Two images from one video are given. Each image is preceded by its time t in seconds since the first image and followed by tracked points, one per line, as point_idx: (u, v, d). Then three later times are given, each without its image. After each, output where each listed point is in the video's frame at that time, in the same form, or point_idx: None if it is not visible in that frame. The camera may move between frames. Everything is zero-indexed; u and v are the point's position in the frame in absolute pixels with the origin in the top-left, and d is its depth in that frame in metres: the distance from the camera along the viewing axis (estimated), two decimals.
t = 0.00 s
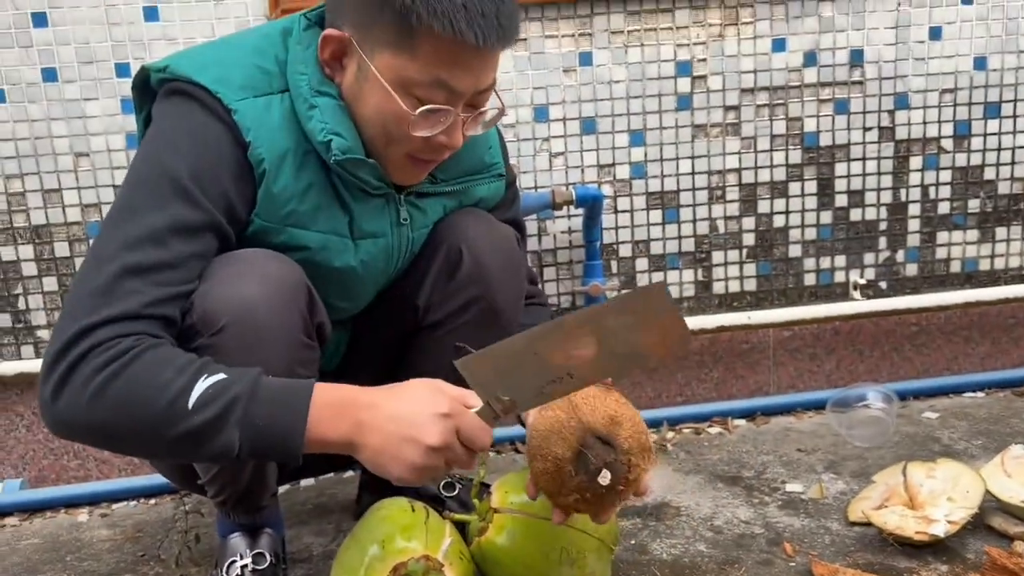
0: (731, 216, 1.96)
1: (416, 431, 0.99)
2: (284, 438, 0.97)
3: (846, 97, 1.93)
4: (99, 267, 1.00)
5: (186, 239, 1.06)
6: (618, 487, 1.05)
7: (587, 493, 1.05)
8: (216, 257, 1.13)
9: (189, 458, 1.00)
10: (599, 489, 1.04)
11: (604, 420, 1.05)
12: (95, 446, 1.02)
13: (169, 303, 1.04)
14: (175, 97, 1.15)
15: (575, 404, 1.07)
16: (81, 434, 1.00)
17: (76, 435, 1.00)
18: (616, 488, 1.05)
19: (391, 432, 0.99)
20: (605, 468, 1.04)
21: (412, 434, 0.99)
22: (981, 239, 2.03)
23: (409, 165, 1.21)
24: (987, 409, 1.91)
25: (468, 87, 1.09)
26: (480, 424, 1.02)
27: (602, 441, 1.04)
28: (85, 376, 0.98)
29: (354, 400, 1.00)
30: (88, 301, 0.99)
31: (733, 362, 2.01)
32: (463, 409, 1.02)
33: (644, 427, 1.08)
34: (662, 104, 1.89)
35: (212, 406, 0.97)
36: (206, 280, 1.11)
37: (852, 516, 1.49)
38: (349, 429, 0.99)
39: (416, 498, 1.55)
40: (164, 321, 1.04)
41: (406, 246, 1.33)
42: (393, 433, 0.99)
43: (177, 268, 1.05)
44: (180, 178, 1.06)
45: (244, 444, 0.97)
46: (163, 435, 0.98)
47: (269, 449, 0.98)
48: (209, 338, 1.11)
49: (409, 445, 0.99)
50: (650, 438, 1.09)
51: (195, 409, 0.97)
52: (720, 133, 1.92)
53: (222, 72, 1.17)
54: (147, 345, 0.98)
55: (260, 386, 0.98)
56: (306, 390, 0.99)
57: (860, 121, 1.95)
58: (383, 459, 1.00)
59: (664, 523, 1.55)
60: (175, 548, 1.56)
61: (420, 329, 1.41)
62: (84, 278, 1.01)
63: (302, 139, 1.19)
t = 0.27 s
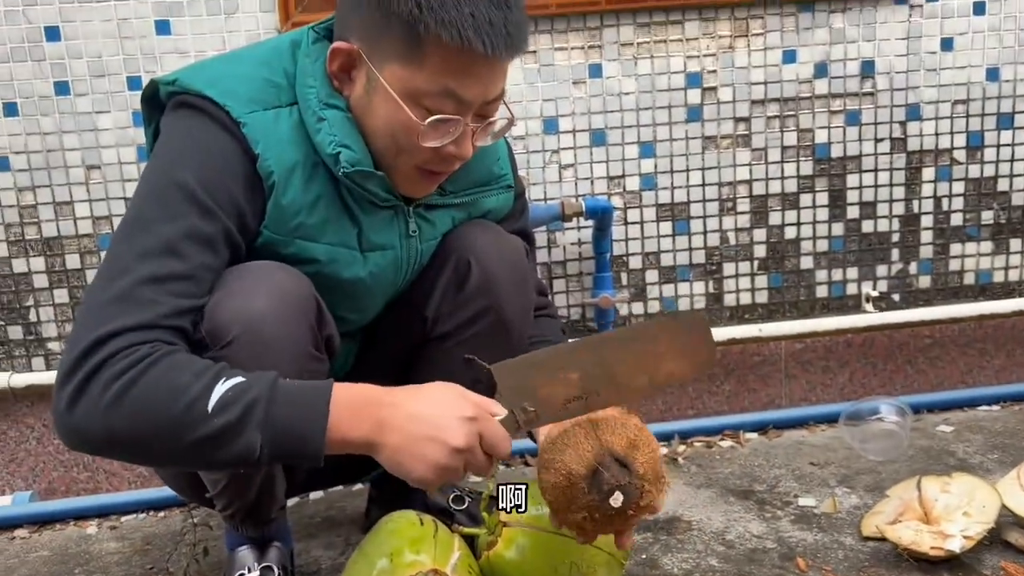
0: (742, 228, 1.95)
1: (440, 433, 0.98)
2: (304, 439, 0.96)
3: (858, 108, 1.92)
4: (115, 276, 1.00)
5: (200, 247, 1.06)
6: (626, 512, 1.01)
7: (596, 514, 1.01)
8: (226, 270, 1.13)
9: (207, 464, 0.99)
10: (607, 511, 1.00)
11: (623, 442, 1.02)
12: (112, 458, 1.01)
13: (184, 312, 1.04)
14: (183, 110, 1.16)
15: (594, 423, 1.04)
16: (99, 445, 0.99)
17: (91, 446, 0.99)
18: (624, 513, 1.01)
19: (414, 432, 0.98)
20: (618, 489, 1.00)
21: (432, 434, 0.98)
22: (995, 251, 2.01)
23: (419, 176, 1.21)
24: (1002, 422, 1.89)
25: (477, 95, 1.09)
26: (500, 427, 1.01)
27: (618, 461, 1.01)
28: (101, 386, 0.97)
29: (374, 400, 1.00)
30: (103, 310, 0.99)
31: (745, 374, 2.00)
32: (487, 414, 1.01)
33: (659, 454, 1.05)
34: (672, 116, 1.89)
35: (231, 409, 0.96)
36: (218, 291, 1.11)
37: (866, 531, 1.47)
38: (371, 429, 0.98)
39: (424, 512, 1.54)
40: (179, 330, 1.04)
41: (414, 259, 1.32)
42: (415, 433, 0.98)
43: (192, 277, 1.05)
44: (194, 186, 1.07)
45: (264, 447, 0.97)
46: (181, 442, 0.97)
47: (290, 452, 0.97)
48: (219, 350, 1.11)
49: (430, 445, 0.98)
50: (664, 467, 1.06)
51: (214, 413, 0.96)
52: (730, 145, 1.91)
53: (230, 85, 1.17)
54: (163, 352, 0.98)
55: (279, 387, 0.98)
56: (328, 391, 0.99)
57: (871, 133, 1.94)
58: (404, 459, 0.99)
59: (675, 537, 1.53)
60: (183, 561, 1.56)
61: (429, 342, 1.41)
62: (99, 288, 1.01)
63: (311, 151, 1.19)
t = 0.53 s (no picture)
0: (751, 240, 1.95)
1: (453, 453, 0.97)
2: (324, 459, 0.96)
3: (867, 120, 1.92)
4: (139, 283, 1.00)
5: (220, 258, 1.07)
6: (633, 531, 0.96)
7: (602, 525, 0.96)
8: (242, 283, 1.14)
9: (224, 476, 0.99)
10: (614, 526, 0.95)
11: (645, 463, 0.96)
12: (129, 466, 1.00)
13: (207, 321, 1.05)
14: (196, 120, 1.16)
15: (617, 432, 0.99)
16: (117, 453, 0.98)
17: (110, 454, 0.99)
18: (630, 530, 0.96)
19: (427, 452, 0.98)
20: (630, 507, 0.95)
21: (446, 455, 0.97)
22: (1006, 263, 2.01)
23: (424, 183, 1.21)
24: (1014, 436, 1.87)
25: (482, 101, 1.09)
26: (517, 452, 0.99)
27: (636, 481, 0.95)
28: (124, 393, 0.97)
29: (389, 420, 0.99)
30: (127, 317, 0.99)
31: (755, 387, 1.99)
32: (503, 437, 0.99)
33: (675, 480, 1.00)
34: (681, 128, 1.89)
35: (252, 424, 0.96)
36: (236, 306, 1.11)
37: (878, 546, 1.46)
38: (384, 449, 0.97)
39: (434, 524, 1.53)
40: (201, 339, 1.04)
41: (423, 268, 1.33)
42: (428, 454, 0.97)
43: (212, 291, 1.05)
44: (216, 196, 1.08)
45: (285, 460, 0.96)
46: (203, 452, 0.97)
47: (307, 466, 0.96)
48: (236, 363, 1.12)
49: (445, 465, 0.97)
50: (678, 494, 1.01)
51: (237, 425, 0.96)
52: (739, 157, 1.91)
53: (239, 95, 1.18)
54: (187, 362, 0.98)
55: (301, 405, 0.98)
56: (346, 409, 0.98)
57: (880, 145, 1.93)
58: (417, 481, 0.98)
59: (686, 551, 1.52)
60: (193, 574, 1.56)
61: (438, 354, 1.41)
62: (122, 295, 1.01)
63: (319, 161, 1.20)
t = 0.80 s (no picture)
0: (757, 258, 1.97)
1: (444, 478, 1.02)
2: (325, 483, 0.99)
3: (871, 140, 1.94)
4: (143, 316, 1.03)
5: (227, 287, 1.09)
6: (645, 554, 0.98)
7: (614, 550, 0.97)
8: (256, 302, 1.17)
9: (231, 502, 1.02)
10: (626, 549, 0.97)
11: (653, 485, 0.98)
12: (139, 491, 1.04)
13: (210, 350, 1.07)
14: (212, 147, 1.20)
15: (628, 456, 1.01)
16: (127, 480, 1.02)
17: (120, 481, 1.03)
18: (642, 554, 0.97)
19: (422, 478, 1.02)
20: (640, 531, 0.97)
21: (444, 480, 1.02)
22: (1012, 281, 2.02)
23: (434, 205, 1.24)
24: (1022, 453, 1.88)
25: (490, 126, 1.12)
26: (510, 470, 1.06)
27: (646, 504, 0.97)
28: (129, 424, 1.00)
29: (389, 445, 1.03)
30: (132, 349, 1.02)
31: (762, 404, 2.00)
32: (494, 457, 1.06)
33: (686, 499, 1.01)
34: (687, 148, 1.91)
35: (253, 454, 0.99)
36: (247, 324, 1.14)
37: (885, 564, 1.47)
38: (385, 474, 1.01)
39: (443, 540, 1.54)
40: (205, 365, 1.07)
41: (435, 289, 1.35)
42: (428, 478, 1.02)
43: (218, 316, 1.08)
44: (221, 226, 1.10)
45: (284, 490, 0.99)
46: (204, 481, 1.00)
47: (310, 489, 0.99)
48: (249, 381, 1.14)
49: (439, 491, 1.02)
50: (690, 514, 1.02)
51: (236, 456, 0.99)
52: (745, 176, 1.93)
53: (256, 121, 1.21)
54: (189, 395, 1.01)
55: (299, 434, 1.01)
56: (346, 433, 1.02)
57: (885, 164, 1.95)
58: (416, 505, 1.02)
59: (694, 568, 1.53)
60: None
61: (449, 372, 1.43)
62: (128, 326, 1.04)
63: (332, 186, 1.22)
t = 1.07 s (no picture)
0: (763, 270, 1.98)
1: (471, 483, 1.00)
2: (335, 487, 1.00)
3: (876, 153, 1.96)
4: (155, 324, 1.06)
5: (237, 296, 1.11)
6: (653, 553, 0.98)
7: (627, 544, 0.97)
8: (267, 312, 1.19)
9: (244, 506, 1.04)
10: (637, 544, 0.97)
11: (675, 488, 0.99)
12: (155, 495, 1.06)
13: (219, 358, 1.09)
14: (224, 162, 1.22)
15: (649, 453, 1.01)
16: (143, 484, 1.04)
17: (133, 486, 1.05)
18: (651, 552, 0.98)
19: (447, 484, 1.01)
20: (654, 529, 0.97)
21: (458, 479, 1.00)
22: (1017, 293, 2.03)
23: (445, 226, 1.25)
24: None
25: (502, 154, 1.14)
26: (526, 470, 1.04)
27: (665, 504, 0.98)
28: (141, 429, 1.03)
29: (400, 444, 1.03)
30: (144, 357, 1.05)
31: (768, 416, 2.01)
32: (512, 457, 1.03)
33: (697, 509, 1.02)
34: (693, 161, 1.93)
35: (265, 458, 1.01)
36: (257, 334, 1.15)
37: None
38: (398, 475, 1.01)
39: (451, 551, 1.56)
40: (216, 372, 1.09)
41: (441, 304, 1.37)
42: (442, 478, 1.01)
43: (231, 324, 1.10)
44: (231, 237, 1.12)
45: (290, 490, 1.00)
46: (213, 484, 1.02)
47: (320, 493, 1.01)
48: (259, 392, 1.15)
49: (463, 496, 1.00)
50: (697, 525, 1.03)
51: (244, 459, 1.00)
52: (750, 189, 1.95)
53: (270, 138, 1.23)
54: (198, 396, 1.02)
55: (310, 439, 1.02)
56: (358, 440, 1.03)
57: (890, 177, 1.97)
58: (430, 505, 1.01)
59: None
60: None
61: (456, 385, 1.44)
62: (145, 334, 1.06)
63: (343, 202, 1.24)
